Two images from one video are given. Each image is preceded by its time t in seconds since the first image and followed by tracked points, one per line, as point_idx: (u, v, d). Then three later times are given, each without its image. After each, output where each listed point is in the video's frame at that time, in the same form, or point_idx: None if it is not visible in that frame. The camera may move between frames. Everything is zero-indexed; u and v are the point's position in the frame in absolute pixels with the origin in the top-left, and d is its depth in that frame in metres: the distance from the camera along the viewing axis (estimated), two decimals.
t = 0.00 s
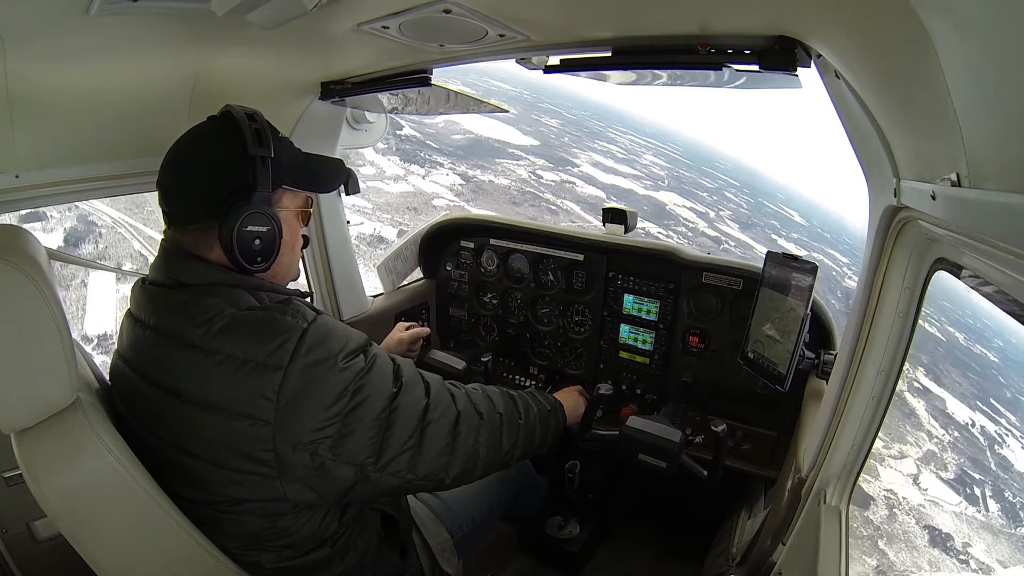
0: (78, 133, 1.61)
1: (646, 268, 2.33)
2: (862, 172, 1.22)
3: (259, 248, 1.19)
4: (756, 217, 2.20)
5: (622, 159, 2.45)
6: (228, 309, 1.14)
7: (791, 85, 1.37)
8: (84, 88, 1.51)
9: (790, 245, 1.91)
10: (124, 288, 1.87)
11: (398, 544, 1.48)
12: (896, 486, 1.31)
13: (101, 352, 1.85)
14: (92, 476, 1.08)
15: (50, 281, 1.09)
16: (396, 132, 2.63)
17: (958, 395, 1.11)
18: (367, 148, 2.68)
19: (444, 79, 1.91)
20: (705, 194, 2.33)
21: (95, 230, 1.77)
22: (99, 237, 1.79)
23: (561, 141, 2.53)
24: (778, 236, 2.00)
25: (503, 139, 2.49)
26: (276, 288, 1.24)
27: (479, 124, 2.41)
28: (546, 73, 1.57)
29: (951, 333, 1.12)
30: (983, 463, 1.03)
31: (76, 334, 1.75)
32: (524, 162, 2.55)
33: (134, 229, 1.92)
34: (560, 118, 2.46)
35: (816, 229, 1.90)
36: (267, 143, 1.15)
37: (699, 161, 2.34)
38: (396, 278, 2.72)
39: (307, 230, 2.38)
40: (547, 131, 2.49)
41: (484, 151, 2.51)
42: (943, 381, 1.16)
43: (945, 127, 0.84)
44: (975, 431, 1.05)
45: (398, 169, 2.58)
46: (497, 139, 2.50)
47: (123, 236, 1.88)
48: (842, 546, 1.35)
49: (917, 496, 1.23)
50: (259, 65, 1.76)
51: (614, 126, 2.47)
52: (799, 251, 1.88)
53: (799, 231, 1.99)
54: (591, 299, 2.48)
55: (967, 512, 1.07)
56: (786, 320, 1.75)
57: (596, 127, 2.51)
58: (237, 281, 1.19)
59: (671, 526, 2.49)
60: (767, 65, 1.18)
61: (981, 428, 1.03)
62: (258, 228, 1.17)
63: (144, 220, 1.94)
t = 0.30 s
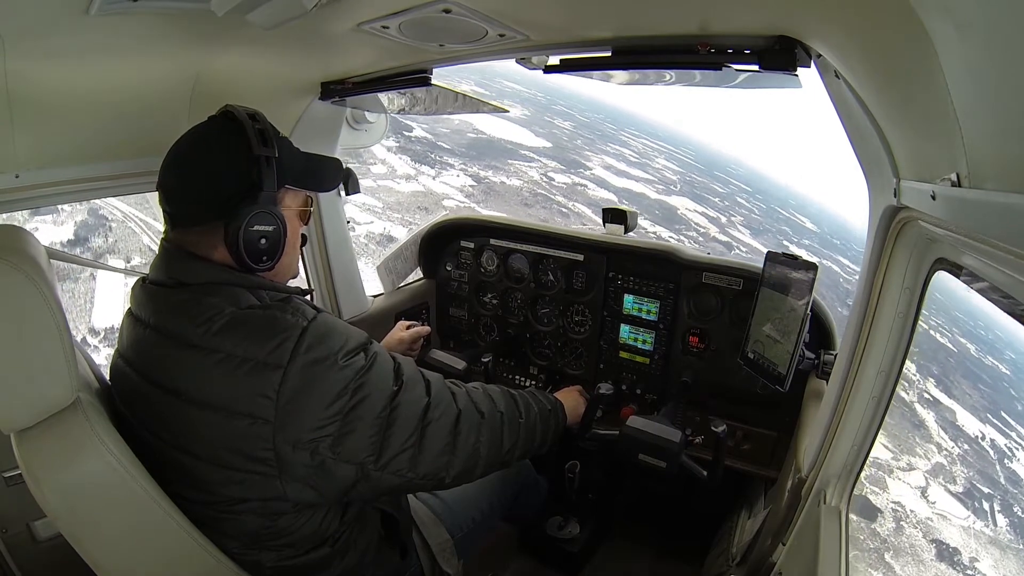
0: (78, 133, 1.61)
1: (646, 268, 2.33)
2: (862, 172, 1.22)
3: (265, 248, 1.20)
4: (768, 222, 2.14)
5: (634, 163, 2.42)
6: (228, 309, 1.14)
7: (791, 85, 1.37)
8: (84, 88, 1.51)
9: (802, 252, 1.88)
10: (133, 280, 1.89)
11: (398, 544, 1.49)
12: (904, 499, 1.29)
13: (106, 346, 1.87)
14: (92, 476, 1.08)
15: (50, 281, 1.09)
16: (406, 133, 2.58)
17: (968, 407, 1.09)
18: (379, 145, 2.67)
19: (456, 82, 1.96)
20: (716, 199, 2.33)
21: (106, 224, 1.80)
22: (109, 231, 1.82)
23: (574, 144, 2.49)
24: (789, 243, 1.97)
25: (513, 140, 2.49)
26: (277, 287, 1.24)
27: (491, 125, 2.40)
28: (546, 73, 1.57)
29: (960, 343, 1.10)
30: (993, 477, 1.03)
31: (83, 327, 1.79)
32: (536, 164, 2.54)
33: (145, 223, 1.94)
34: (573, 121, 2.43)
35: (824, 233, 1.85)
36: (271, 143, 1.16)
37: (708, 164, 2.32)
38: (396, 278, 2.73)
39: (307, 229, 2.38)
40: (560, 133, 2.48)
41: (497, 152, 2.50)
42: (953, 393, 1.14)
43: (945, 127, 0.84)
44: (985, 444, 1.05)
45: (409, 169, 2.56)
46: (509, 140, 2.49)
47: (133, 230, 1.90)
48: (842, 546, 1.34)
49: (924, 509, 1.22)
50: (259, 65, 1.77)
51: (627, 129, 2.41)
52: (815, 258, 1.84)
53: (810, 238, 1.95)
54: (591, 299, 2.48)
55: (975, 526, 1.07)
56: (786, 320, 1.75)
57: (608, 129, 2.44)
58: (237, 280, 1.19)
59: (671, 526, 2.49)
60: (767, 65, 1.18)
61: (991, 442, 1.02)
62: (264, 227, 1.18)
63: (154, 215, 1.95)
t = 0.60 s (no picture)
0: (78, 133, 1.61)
1: (646, 268, 2.33)
2: (862, 172, 1.22)
3: (295, 243, 1.27)
4: (779, 227, 2.12)
5: (647, 167, 2.46)
6: (228, 309, 1.14)
7: (791, 85, 1.37)
8: (84, 88, 1.51)
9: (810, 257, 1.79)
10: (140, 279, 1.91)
11: (398, 544, 1.49)
12: (912, 510, 1.27)
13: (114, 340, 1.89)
14: (92, 476, 1.08)
15: (50, 281, 1.09)
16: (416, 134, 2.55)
17: (978, 418, 1.06)
18: (387, 143, 2.67)
19: (468, 86, 2.01)
20: (728, 206, 2.35)
21: (115, 219, 1.82)
22: (119, 226, 1.83)
23: (586, 146, 2.51)
24: (799, 248, 1.88)
25: (526, 141, 2.52)
26: (278, 288, 1.24)
27: (503, 125, 2.42)
28: (546, 73, 1.57)
29: (971, 354, 1.06)
30: (1002, 490, 1.00)
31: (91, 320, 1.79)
32: (548, 166, 2.55)
33: (155, 219, 1.96)
34: (585, 122, 2.47)
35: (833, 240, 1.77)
36: (294, 145, 1.24)
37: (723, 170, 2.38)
38: (396, 278, 2.72)
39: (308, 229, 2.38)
40: (572, 135, 2.51)
41: (508, 153, 2.52)
42: (963, 404, 1.10)
43: (945, 127, 0.84)
44: (994, 457, 1.02)
45: (420, 169, 2.58)
46: (522, 142, 2.52)
47: (143, 225, 1.92)
48: (842, 546, 1.35)
49: (932, 521, 1.20)
50: (258, 65, 1.77)
51: (640, 133, 2.45)
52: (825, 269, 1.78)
53: (818, 245, 1.87)
54: (591, 299, 2.48)
55: (983, 540, 1.04)
56: (786, 320, 1.75)
57: (620, 132, 2.46)
58: (237, 281, 1.19)
59: (671, 526, 2.49)
60: (767, 65, 1.18)
61: (1001, 454, 0.99)
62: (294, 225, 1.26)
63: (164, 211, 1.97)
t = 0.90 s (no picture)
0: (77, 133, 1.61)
1: (646, 268, 2.33)
2: (862, 172, 1.22)
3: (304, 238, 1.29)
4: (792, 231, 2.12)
5: (658, 170, 2.55)
6: (228, 309, 1.14)
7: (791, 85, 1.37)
8: (83, 88, 1.51)
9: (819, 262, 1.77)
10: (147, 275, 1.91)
11: (398, 544, 1.49)
12: (919, 522, 1.21)
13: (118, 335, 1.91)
14: (92, 476, 1.08)
15: (49, 280, 1.09)
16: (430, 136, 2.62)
17: (988, 430, 1.00)
18: (397, 142, 2.66)
19: (482, 88, 2.05)
20: (740, 210, 2.38)
21: (125, 214, 1.83)
22: (128, 221, 1.85)
23: (598, 149, 2.63)
24: (806, 252, 1.83)
25: (538, 143, 2.65)
26: (278, 288, 1.24)
27: (514, 126, 2.57)
28: (546, 73, 1.57)
29: (983, 364, 1.01)
30: (1010, 504, 0.94)
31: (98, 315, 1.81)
32: (559, 168, 2.65)
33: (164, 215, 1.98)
34: (598, 126, 2.61)
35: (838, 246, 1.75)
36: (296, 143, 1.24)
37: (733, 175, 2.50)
38: (396, 278, 2.71)
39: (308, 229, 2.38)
40: (584, 138, 2.65)
41: (520, 154, 2.64)
42: (974, 416, 1.04)
43: (945, 127, 0.84)
44: (1003, 469, 0.96)
45: (430, 170, 2.66)
46: (534, 143, 2.65)
47: (152, 220, 1.93)
48: (842, 546, 1.34)
49: (939, 534, 1.14)
50: (259, 65, 1.77)
51: (652, 137, 2.63)
52: (830, 274, 1.76)
53: (829, 253, 1.80)
54: (591, 299, 2.48)
55: (989, 554, 0.99)
56: (786, 320, 1.75)
57: (633, 136, 2.63)
58: (241, 281, 1.19)
59: (671, 526, 2.49)
60: (767, 65, 1.18)
61: (1011, 466, 0.94)
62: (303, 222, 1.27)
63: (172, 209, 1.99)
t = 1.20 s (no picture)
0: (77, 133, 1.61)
1: (646, 268, 2.33)
2: (862, 172, 1.22)
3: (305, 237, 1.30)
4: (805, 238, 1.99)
5: (670, 174, 2.37)
6: (229, 309, 1.14)
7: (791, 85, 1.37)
8: (83, 87, 1.52)
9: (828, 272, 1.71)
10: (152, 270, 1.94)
11: (398, 544, 1.49)
12: (926, 534, 1.19)
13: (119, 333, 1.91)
14: (92, 476, 1.08)
15: (50, 281, 1.09)
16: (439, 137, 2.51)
17: (998, 441, 0.97)
18: (407, 143, 2.58)
19: (491, 88, 2.07)
20: (751, 215, 2.23)
21: (134, 209, 1.86)
22: (137, 217, 1.88)
23: (610, 152, 2.44)
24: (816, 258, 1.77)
25: (550, 145, 2.47)
26: (279, 288, 1.24)
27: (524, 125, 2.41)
28: (546, 73, 1.57)
29: (994, 375, 0.97)
30: (1019, 517, 0.92)
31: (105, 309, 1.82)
32: (571, 170, 2.50)
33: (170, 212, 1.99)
34: (610, 128, 2.39)
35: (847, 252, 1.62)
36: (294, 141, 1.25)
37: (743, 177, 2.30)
38: (396, 278, 2.71)
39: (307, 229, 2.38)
40: (596, 140, 2.44)
41: (531, 156, 2.48)
42: (985, 427, 1.01)
43: (945, 127, 0.84)
44: (1013, 481, 0.94)
45: (439, 172, 2.60)
46: (545, 145, 2.47)
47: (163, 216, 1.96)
48: (842, 545, 1.35)
49: (947, 546, 1.11)
50: (259, 65, 1.77)
51: (664, 140, 2.42)
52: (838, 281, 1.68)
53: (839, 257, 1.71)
54: (591, 299, 2.47)
55: (996, 568, 0.96)
56: (786, 321, 1.75)
57: (645, 138, 2.44)
58: (241, 281, 1.19)
59: (671, 526, 2.49)
60: (767, 65, 1.19)
61: (1021, 479, 0.92)
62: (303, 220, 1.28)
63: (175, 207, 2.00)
